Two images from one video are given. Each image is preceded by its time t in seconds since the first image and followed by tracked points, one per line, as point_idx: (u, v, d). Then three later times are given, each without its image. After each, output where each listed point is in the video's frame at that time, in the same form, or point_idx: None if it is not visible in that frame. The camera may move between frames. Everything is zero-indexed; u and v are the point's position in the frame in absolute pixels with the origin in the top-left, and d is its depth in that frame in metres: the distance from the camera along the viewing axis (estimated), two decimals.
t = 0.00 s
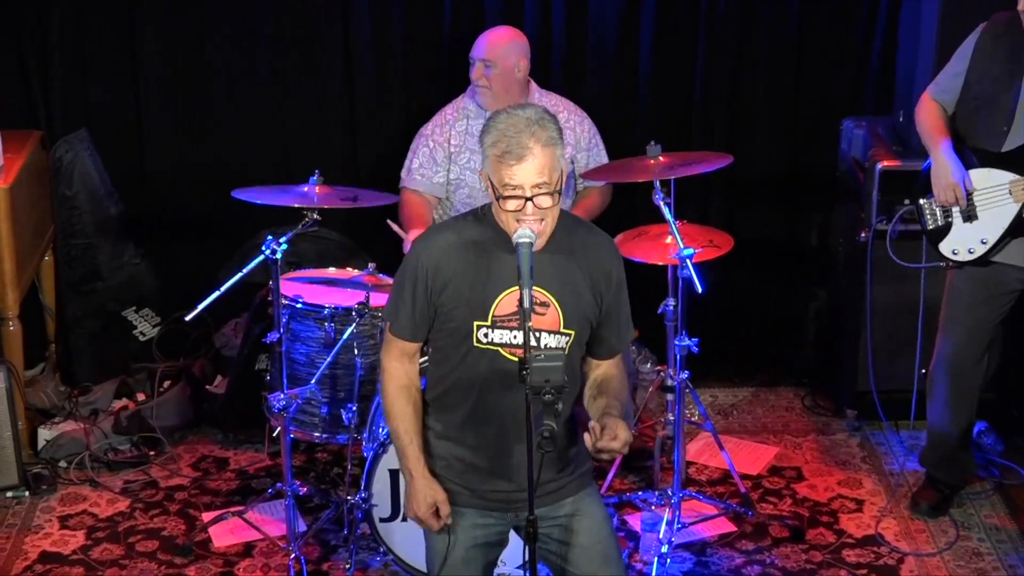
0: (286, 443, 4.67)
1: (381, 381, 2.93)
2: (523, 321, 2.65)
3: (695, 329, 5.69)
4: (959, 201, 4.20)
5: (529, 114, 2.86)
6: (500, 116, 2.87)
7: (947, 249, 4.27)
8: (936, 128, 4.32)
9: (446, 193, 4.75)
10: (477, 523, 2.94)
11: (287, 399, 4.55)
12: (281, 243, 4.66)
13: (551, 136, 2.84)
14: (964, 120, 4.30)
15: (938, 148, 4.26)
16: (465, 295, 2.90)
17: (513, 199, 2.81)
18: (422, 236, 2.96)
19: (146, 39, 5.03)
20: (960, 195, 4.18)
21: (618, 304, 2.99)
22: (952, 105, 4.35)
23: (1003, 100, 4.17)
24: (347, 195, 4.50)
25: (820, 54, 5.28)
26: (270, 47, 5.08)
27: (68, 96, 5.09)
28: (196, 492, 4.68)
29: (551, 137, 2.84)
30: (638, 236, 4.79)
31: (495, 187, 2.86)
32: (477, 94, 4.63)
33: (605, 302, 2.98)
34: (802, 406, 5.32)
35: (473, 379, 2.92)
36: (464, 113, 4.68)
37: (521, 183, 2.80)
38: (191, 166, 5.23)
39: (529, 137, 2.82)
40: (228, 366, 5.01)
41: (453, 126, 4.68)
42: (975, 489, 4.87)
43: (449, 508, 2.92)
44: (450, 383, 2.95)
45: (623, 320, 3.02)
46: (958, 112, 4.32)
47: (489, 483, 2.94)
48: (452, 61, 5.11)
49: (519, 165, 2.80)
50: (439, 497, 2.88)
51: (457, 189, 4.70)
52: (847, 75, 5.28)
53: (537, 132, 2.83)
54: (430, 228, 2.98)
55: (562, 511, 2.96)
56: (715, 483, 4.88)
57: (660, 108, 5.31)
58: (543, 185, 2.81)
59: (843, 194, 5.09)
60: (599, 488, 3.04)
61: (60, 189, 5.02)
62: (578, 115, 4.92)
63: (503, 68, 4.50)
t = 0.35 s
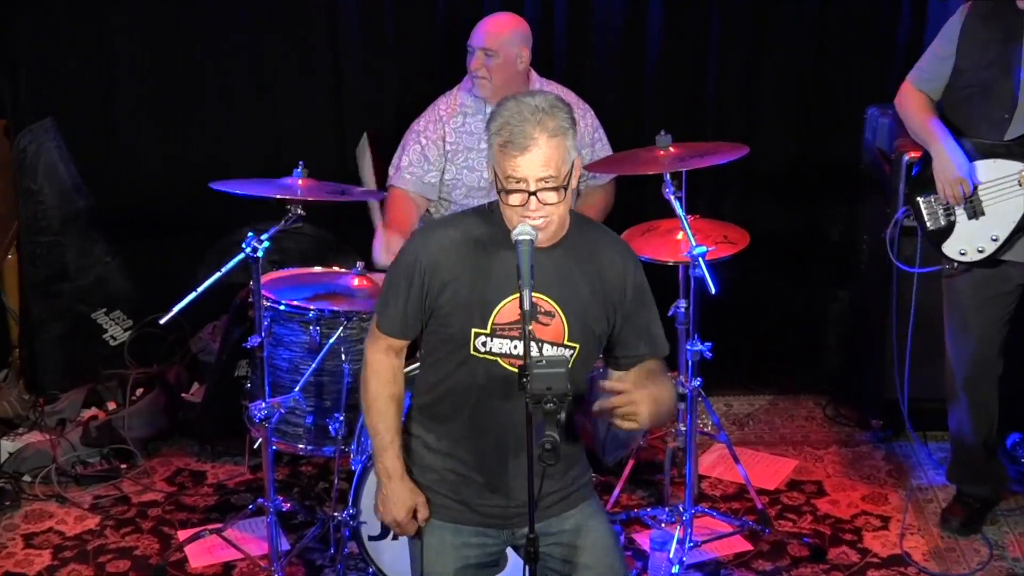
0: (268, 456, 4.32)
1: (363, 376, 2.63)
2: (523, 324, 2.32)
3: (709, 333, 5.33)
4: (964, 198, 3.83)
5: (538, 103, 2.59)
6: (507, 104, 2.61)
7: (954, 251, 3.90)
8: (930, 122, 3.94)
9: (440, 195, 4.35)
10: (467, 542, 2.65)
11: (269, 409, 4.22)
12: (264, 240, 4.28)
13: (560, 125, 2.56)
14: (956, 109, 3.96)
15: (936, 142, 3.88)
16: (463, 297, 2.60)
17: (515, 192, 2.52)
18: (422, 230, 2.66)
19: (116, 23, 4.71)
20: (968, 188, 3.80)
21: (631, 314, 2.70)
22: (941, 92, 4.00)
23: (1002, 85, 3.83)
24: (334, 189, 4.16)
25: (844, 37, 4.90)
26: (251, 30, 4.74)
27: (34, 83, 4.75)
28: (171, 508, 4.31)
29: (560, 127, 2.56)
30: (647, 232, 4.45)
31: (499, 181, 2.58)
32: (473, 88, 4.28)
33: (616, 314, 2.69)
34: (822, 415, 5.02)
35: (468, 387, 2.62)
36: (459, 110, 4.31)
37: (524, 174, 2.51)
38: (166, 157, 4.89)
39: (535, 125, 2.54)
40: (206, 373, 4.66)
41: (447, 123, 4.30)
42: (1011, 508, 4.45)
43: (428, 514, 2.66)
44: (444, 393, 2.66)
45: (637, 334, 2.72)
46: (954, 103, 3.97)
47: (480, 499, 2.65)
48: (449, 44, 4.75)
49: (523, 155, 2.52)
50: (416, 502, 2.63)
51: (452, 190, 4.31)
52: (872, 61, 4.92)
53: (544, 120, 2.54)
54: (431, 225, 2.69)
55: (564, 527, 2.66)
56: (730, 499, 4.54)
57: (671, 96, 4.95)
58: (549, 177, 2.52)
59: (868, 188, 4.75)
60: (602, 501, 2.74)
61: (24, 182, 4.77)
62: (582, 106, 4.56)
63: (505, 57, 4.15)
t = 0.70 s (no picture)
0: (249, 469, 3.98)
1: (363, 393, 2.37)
2: (523, 326, 2.05)
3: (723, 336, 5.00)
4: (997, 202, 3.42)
5: (542, 90, 2.28)
6: (508, 89, 2.30)
7: (985, 258, 3.50)
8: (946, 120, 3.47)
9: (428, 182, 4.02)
10: (467, 564, 2.33)
11: (250, 419, 3.84)
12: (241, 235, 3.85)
13: (564, 117, 2.25)
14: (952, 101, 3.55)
15: (963, 142, 3.41)
16: (455, 293, 2.31)
17: (512, 188, 2.24)
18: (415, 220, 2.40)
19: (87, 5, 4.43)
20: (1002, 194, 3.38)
21: (638, 308, 2.38)
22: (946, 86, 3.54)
23: (1018, 78, 3.42)
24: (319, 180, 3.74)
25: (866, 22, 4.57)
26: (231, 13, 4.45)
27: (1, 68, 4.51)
28: (143, 525, 3.94)
29: (564, 119, 2.26)
30: (657, 228, 4.08)
31: (495, 174, 2.28)
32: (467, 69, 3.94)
33: (621, 311, 2.38)
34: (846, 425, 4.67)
35: (456, 399, 2.33)
36: (449, 90, 3.99)
37: (524, 170, 2.22)
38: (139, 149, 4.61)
39: (538, 117, 2.23)
40: (183, 379, 4.29)
41: (436, 105, 3.97)
42: None
43: (424, 542, 2.34)
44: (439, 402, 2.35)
45: (642, 329, 2.41)
46: (957, 97, 3.55)
47: (481, 516, 2.33)
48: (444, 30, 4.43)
49: (524, 150, 2.22)
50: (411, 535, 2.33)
51: (441, 176, 3.98)
52: (897, 46, 4.56)
53: (548, 112, 2.24)
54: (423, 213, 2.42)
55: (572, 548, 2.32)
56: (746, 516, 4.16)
57: (679, 83, 4.62)
58: (551, 173, 2.23)
59: (894, 182, 4.42)
60: (615, 520, 2.41)
61: None
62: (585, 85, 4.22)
63: (496, 32, 3.81)
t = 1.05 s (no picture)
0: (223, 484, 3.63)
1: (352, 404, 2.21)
2: (523, 330, 1.81)
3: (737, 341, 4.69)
4: None
5: (546, 72, 2.09)
6: (508, 71, 2.10)
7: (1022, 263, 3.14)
8: (968, 116, 3.09)
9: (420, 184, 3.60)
10: None
11: (227, 430, 3.54)
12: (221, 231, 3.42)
13: (567, 102, 2.06)
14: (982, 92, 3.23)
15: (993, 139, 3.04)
16: (452, 296, 2.14)
17: (509, 176, 2.03)
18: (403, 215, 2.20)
19: None
20: None
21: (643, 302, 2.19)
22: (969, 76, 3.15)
23: None
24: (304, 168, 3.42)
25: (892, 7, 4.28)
26: None
27: None
28: (111, 545, 3.62)
29: (568, 104, 2.06)
30: (667, 224, 3.70)
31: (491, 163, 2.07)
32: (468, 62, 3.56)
33: (625, 304, 2.19)
34: (873, 436, 4.35)
35: (453, 408, 2.17)
36: (443, 83, 3.58)
37: (523, 156, 2.02)
38: (119, 140, 4.34)
39: (541, 100, 2.04)
40: (152, 388, 4.03)
41: (433, 99, 3.56)
42: None
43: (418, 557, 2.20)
44: (434, 415, 2.20)
45: (647, 323, 2.21)
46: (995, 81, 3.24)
47: (484, 529, 2.19)
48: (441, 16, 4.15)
49: (524, 135, 2.02)
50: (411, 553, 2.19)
51: (436, 175, 3.55)
52: (926, 31, 4.24)
53: (552, 96, 2.04)
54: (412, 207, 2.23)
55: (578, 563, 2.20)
56: (763, 535, 3.81)
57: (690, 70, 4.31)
58: (552, 161, 2.03)
59: (921, 177, 4.10)
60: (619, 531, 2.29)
61: None
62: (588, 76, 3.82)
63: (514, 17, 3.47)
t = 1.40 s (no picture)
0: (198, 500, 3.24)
1: (327, 414, 1.89)
2: (523, 331, 1.53)
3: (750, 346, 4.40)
4: None
5: (546, 58, 1.82)
6: (504, 57, 1.83)
7: None
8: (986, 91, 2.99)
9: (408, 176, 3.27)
10: None
11: (201, 442, 3.19)
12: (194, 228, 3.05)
13: (573, 91, 1.79)
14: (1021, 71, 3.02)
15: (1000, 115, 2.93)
16: (442, 299, 1.86)
17: (508, 172, 1.75)
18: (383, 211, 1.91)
19: None
20: None
21: (651, 290, 1.97)
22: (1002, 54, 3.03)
23: None
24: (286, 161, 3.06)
25: None
26: None
27: None
28: (76, 567, 3.31)
29: (573, 94, 1.80)
30: (678, 220, 3.33)
31: (486, 157, 1.79)
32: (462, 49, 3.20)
33: (631, 300, 1.96)
34: (902, 450, 4.06)
35: (441, 420, 1.88)
36: (436, 67, 3.26)
37: (524, 150, 1.74)
38: (90, 129, 4.07)
39: (543, 88, 1.77)
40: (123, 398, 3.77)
41: (426, 84, 3.24)
42: None
43: None
44: (427, 429, 1.90)
45: (654, 308, 1.98)
46: None
47: (480, 557, 1.87)
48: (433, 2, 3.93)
49: (527, 127, 1.74)
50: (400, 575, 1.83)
51: (429, 167, 3.23)
52: (945, 16, 4.03)
53: (557, 85, 1.78)
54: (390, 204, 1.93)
55: None
56: (783, 557, 3.46)
57: (701, 53, 4.07)
58: (556, 156, 1.76)
59: (953, 169, 3.82)
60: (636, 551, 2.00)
61: None
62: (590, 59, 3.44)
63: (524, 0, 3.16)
